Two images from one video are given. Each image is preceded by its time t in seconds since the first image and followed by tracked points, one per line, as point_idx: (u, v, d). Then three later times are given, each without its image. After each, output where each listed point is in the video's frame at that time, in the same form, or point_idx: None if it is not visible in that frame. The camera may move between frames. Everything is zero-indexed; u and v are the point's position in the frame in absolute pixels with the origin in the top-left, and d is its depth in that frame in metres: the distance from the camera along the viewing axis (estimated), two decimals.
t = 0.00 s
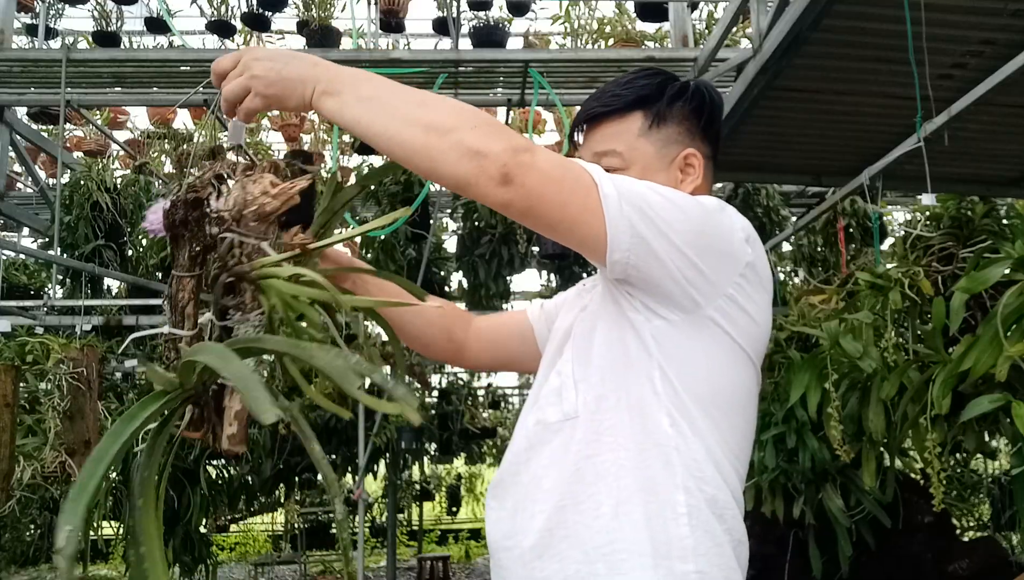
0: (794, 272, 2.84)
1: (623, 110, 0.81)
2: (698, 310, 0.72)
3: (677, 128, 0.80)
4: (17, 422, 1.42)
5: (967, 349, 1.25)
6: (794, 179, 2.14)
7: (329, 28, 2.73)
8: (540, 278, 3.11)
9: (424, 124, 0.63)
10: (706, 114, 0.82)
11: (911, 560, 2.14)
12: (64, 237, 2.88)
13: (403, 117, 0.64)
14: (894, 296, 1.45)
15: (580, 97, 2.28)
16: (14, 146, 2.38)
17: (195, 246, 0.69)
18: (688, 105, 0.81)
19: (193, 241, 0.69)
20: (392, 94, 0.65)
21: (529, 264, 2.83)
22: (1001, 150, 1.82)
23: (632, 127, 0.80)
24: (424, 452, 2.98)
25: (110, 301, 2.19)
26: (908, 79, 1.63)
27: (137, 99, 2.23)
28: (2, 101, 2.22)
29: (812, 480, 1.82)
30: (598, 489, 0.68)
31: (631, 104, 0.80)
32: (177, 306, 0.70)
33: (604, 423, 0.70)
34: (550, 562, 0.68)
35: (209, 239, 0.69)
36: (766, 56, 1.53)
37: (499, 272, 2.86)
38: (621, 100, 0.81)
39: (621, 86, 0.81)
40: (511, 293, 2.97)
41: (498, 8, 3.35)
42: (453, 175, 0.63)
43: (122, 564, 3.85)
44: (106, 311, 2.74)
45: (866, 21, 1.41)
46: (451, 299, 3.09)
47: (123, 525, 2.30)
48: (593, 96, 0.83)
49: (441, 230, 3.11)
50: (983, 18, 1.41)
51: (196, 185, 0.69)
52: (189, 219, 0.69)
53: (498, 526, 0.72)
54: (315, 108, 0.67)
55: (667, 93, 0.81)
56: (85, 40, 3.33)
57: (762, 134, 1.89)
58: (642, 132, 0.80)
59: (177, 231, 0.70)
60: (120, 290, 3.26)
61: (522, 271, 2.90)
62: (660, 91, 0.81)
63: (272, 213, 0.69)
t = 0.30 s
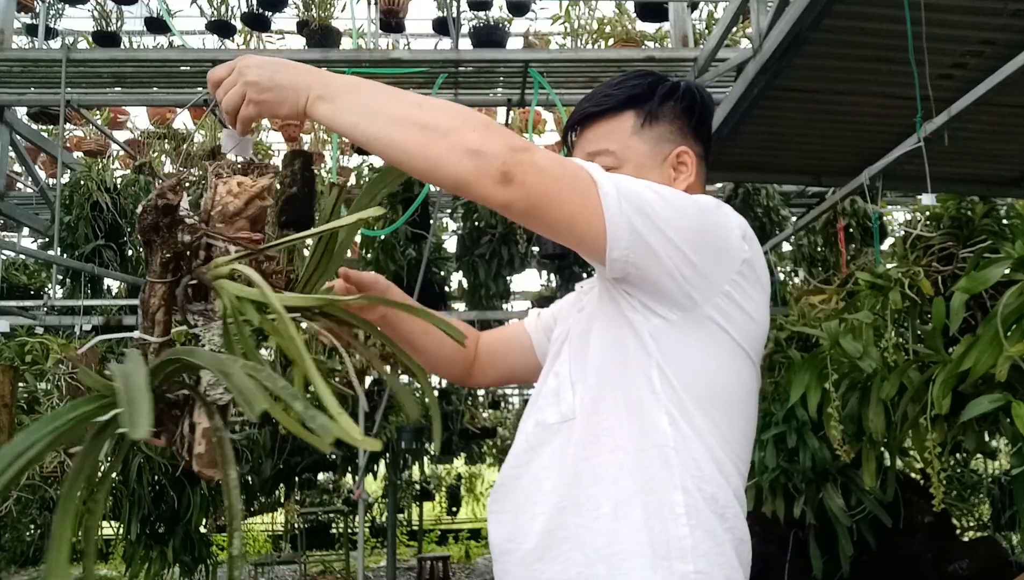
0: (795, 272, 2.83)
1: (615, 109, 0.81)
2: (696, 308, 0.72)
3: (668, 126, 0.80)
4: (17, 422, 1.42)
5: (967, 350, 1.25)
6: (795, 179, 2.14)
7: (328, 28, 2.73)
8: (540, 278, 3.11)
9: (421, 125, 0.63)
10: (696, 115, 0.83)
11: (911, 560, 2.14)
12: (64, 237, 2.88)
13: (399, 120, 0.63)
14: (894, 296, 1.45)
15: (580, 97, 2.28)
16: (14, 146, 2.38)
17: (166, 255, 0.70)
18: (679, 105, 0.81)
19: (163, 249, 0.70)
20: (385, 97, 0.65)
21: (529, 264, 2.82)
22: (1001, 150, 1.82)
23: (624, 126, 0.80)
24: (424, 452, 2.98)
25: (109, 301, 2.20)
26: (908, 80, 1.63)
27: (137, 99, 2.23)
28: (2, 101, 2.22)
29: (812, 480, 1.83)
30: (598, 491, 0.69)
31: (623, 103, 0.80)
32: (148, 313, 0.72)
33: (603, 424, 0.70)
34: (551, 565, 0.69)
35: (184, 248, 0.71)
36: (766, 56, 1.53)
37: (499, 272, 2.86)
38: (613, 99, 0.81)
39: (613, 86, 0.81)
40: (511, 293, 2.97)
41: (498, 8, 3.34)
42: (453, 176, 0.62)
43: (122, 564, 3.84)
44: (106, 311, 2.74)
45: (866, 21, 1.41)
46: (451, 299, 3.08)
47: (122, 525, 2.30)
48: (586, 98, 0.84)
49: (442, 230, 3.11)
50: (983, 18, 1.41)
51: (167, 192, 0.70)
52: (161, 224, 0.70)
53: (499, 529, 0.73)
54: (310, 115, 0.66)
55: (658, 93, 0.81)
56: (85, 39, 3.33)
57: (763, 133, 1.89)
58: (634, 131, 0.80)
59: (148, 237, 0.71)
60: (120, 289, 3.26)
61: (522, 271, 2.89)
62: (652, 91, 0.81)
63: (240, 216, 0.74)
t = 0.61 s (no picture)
0: (795, 272, 2.83)
1: (610, 109, 0.81)
2: (710, 300, 0.72)
3: (662, 127, 0.80)
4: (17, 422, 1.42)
5: (967, 350, 1.25)
6: (795, 179, 2.14)
7: (328, 28, 2.72)
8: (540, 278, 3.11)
9: (470, 92, 0.61)
10: (688, 121, 0.83)
11: (911, 560, 2.14)
12: (64, 237, 2.88)
13: (447, 92, 0.61)
14: (894, 296, 1.45)
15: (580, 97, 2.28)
16: (14, 146, 2.38)
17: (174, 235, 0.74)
18: (671, 109, 0.81)
19: (171, 231, 0.74)
20: (433, 72, 0.63)
21: (529, 264, 2.82)
22: (1001, 150, 1.81)
23: (618, 124, 0.80)
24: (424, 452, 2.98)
25: (109, 301, 2.20)
26: (908, 80, 1.63)
27: (137, 99, 2.23)
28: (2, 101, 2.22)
29: (812, 480, 1.83)
30: (616, 483, 0.68)
31: (618, 102, 0.81)
32: (149, 295, 0.75)
33: (619, 416, 0.70)
34: (570, 559, 0.68)
35: (191, 235, 0.74)
36: (765, 56, 1.53)
37: (499, 272, 2.86)
38: (607, 100, 0.81)
39: (606, 87, 0.82)
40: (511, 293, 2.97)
41: (498, 8, 3.34)
42: (506, 139, 0.59)
43: (122, 564, 3.84)
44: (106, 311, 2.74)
45: (865, 21, 1.41)
46: (450, 299, 3.08)
47: (122, 525, 2.30)
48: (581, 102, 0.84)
49: (442, 229, 3.11)
50: (983, 18, 1.41)
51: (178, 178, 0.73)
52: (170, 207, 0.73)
53: (513, 525, 0.72)
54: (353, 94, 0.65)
55: (652, 95, 0.81)
56: (85, 39, 3.33)
57: (763, 133, 1.88)
58: (629, 128, 0.80)
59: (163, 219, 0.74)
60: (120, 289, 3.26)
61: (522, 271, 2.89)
62: (646, 93, 0.81)
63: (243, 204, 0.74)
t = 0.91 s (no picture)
0: (794, 272, 2.83)
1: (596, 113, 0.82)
2: (719, 301, 0.73)
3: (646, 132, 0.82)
4: (16, 421, 1.42)
5: (967, 349, 1.25)
6: (795, 179, 2.14)
7: (328, 28, 2.73)
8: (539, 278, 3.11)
9: (510, 88, 0.55)
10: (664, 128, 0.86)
11: (911, 560, 2.14)
12: (64, 237, 2.87)
13: (481, 89, 0.55)
14: (894, 296, 1.45)
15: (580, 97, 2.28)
16: (14, 146, 2.38)
17: (206, 259, 0.57)
18: (653, 115, 0.84)
19: (203, 254, 0.58)
20: (458, 68, 0.56)
21: (529, 264, 2.82)
22: (1001, 150, 1.81)
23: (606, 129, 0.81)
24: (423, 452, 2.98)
25: (108, 301, 2.21)
26: (907, 80, 1.63)
27: (136, 99, 2.22)
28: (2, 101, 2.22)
29: (812, 480, 1.83)
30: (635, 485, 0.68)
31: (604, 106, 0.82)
32: (198, 324, 0.57)
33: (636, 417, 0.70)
34: (590, 561, 0.68)
35: (225, 253, 0.57)
36: (765, 56, 1.53)
37: (499, 272, 2.86)
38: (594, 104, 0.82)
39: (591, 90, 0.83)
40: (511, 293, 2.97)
41: (498, 9, 3.34)
42: (553, 138, 0.53)
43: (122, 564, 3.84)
44: (106, 311, 2.74)
45: (865, 21, 1.41)
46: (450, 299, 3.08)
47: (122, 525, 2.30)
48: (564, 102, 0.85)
49: (442, 229, 3.11)
50: (983, 18, 1.41)
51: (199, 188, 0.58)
52: (196, 228, 0.57)
53: (528, 529, 0.72)
54: (373, 93, 0.57)
55: (635, 101, 0.83)
56: (85, 39, 3.33)
57: (762, 133, 1.88)
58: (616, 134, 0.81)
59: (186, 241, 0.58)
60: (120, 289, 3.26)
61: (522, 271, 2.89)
62: (628, 98, 0.83)
63: (271, 204, 0.62)
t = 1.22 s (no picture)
0: (794, 272, 2.83)
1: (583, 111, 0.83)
2: (726, 302, 0.73)
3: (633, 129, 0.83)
4: (16, 421, 1.42)
5: (967, 349, 1.25)
6: (794, 178, 2.14)
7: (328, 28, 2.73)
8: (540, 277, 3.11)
9: (553, 90, 0.50)
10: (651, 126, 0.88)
11: (911, 560, 2.14)
12: (64, 237, 2.87)
13: (524, 86, 0.50)
14: (894, 296, 1.45)
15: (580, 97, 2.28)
16: (14, 146, 2.38)
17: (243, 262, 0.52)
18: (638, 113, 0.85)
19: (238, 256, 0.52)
20: (494, 66, 0.52)
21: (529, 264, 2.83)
22: (1001, 150, 1.81)
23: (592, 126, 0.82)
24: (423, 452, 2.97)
25: (108, 301, 2.22)
26: (908, 79, 1.62)
27: (136, 99, 2.22)
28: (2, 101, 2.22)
29: (812, 480, 1.83)
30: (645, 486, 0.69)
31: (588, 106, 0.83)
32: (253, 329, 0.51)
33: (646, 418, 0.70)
34: (601, 563, 0.68)
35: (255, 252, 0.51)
36: (765, 56, 1.53)
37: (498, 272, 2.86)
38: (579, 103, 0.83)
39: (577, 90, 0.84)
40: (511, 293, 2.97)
41: (498, 9, 3.34)
42: (603, 139, 0.50)
43: (122, 564, 3.84)
44: (106, 311, 2.74)
45: (866, 21, 1.41)
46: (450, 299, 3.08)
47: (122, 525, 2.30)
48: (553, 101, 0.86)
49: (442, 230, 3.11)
50: (983, 18, 1.41)
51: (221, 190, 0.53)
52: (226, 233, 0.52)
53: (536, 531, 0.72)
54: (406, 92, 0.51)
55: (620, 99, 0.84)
56: (85, 39, 3.33)
57: (763, 133, 1.88)
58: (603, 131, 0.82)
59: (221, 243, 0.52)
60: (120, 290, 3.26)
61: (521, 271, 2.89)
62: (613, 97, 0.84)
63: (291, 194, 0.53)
